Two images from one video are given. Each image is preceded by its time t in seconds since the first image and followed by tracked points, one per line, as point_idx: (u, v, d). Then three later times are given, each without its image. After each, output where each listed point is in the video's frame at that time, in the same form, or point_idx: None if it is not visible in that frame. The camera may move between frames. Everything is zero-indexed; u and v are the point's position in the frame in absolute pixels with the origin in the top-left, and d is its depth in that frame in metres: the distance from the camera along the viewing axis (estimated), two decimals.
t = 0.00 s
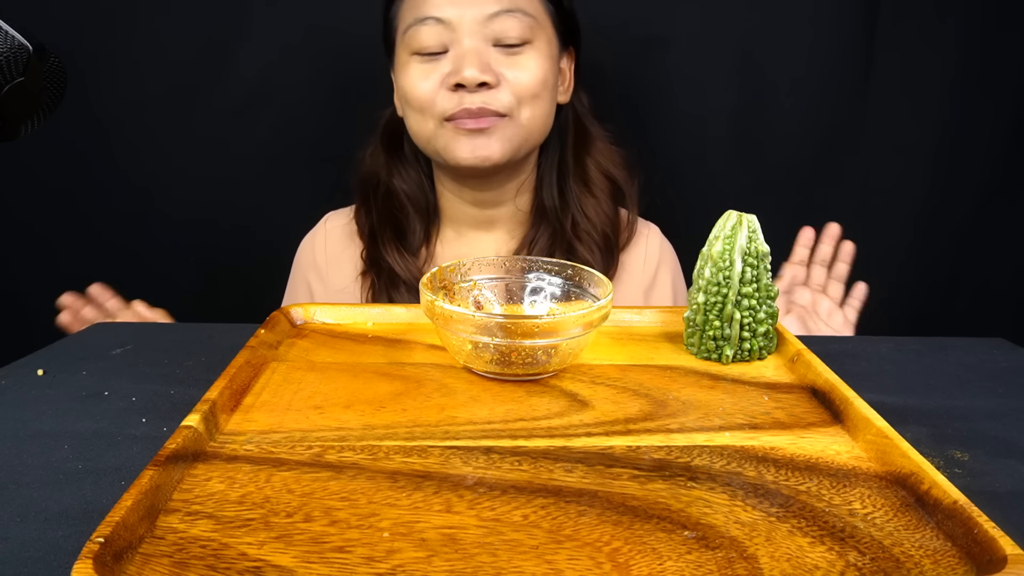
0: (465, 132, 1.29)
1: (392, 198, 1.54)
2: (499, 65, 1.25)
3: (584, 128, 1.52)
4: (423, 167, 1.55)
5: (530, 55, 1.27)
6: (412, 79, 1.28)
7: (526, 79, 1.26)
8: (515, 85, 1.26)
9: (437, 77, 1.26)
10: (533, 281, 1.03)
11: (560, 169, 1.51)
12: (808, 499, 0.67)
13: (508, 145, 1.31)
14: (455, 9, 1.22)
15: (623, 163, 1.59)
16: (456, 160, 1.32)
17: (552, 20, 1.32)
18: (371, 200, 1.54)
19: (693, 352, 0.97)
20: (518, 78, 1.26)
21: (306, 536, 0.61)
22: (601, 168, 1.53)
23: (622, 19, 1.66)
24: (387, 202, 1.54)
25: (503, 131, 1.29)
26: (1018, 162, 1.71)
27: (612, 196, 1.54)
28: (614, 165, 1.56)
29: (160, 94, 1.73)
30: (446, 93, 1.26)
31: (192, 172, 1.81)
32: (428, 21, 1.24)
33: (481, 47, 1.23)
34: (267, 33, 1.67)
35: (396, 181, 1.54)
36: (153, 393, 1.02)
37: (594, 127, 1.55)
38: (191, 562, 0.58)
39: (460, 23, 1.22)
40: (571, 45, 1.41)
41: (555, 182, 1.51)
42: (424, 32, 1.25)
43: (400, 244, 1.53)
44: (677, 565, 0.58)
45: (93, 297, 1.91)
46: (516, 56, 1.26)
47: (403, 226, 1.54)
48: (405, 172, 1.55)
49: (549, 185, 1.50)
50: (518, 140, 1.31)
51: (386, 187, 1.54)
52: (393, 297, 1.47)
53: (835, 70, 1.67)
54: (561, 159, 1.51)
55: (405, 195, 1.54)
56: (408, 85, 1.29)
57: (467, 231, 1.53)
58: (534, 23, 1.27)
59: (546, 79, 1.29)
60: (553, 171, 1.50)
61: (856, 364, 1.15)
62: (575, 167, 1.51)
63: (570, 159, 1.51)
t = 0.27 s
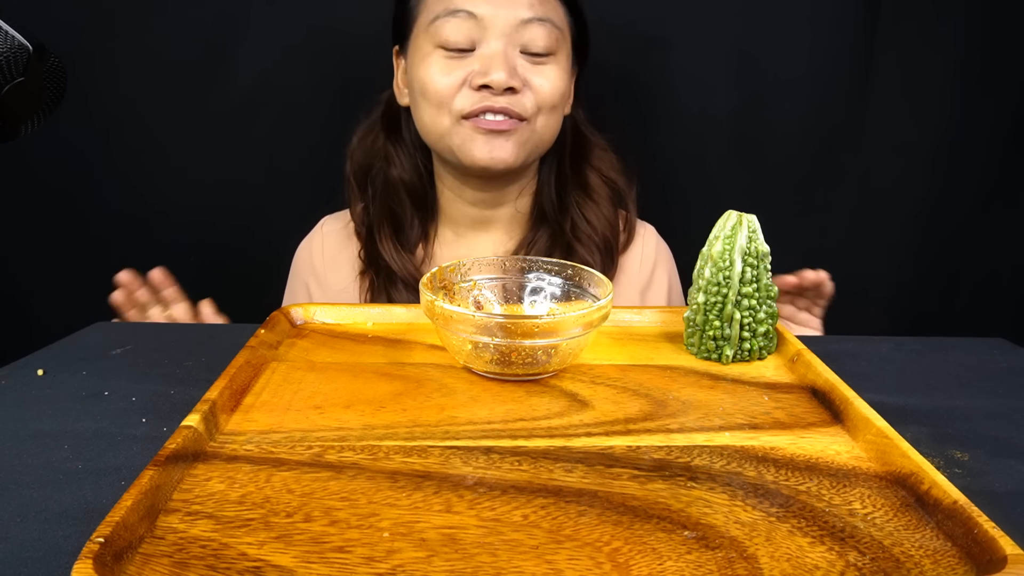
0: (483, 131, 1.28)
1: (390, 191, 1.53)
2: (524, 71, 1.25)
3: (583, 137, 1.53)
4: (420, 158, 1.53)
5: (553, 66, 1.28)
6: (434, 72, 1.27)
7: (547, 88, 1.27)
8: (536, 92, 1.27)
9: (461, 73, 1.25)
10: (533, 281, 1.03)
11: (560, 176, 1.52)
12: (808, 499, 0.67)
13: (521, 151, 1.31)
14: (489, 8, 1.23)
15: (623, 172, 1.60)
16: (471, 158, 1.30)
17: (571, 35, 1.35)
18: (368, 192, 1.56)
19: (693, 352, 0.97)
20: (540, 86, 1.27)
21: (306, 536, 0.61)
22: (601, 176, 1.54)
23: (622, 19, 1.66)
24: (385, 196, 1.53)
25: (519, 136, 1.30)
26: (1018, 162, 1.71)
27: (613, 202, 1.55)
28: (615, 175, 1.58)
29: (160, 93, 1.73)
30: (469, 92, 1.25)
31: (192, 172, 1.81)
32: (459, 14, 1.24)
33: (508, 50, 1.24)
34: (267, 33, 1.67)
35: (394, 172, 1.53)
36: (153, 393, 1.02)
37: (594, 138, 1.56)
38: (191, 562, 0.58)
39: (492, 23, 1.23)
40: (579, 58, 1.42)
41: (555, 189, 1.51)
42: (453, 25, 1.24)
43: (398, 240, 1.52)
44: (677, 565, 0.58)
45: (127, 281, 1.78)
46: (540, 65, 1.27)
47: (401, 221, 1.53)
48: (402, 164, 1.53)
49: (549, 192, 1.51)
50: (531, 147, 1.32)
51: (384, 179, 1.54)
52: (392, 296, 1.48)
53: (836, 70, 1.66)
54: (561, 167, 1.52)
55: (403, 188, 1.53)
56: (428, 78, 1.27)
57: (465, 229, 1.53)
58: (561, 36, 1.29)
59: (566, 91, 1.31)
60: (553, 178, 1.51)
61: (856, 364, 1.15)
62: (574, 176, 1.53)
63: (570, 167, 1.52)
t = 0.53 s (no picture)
0: (470, 165, 1.30)
1: (395, 198, 1.54)
2: (505, 99, 1.24)
3: (583, 127, 1.50)
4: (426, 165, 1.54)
5: (535, 85, 1.25)
6: (415, 111, 1.27)
7: (531, 110, 1.26)
8: (519, 116, 1.26)
9: (441, 112, 1.25)
10: (533, 281, 1.03)
11: (560, 170, 1.50)
12: (808, 499, 0.67)
13: (511, 174, 1.32)
14: (460, 42, 1.19)
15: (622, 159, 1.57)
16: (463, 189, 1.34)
17: (554, 39, 1.29)
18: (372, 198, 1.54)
19: (693, 352, 0.97)
20: (523, 110, 1.25)
21: (306, 536, 0.61)
22: (600, 167, 1.52)
23: (622, 19, 1.66)
24: (390, 203, 1.53)
25: (506, 162, 1.31)
26: (1018, 162, 1.71)
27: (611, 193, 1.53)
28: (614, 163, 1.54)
29: (160, 94, 1.73)
30: (452, 129, 1.26)
31: (192, 172, 1.81)
32: (431, 53, 1.21)
33: (486, 82, 1.22)
34: (267, 33, 1.67)
35: (399, 180, 1.54)
36: (153, 393, 1.02)
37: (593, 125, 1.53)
38: (191, 562, 0.58)
39: (465, 56, 1.20)
40: (575, 49, 1.39)
41: (556, 184, 1.50)
42: (427, 64, 1.22)
43: (402, 243, 1.52)
44: (677, 565, 0.58)
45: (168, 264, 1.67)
46: (521, 87, 1.24)
47: (404, 224, 1.54)
48: (407, 171, 1.54)
49: (549, 187, 1.50)
50: (521, 167, 1.33)
51: (389, 186, 1.54)
52: (395, 295, 1.48)
53: (836, 70, 1.66)
54: (561, 158, 1.50)
55: (408, 194, 1.54)
56: (411, 116, 1.28)
57: (469, 232, 1.54)
58: (541, 51, 1.24)
59: (552, 107, 1.29)
60: (553, 172, 1.50)
61: (856, 364, 1.15)
62: (574, 168, 1.50)
63: (570, 159, 1.50)
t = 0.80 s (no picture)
0: (464, 158, 1.29)
1: (388, 202, 1.54)
2: (499, 91, 1.23)
3: (582, 129, 1.51)
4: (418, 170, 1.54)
5: (530, 78, 1.25)
6: (409, 104, 1.27)
7: (525, 103, 1.25)
8: (513, 109, 1.25)
9: (435, 104, 1.24)
10: (533, 281, 1.03)
11: (558, 173, 1.50)
12: (808, 499, 0.67)
13: (506, 168, 1.31)
14: (453, 33, 1.19)
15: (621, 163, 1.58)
16: (458, 184, 1.32)
17: (550, 35, 1.29)
18: (366, 202, 1.56)
19: (693, 352, 0.97)
20: (517, 102, 1.25)
21: (306, 536, 0.61)
22: (599, 171, 1.52)
23: (622, 19, 1.66)
24: (382, 207, 1.54)
25: (501, 155, 1.30)
26: (1018, 162, 1.71)
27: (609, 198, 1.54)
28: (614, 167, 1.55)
29: (160, 94, 1.73)
30: (445, 121, 1.25)
31: (192, 172, 1.81)
32: (424, 45, 1.21)
33: (479, 74, 1.22)
34: (267, 34, 1.67)
35: (391, 184, 1.54)
36: (153, 393, 1.02)
37: (592, 128, 1.54)
38: (191, 562, 0.58)
39: (457, 48, 1.20)
40: (572, 48, 1.39)
41: (554, 188, 1.50)
42: (420, 56, 1.22)
43: (397, 248, 1.53)
44: (677, 565, 0.58)
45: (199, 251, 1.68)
46: (516, 79, 1.24)
47: (399, 229, 1.54)
48: (399, 175, 1.54)
49: (547, 192, 1.50)
50: (517, 161, 1.32)
51: (382, 190, 1.55)
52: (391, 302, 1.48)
53: (836, 70, 1.66)
54: (560, 162, 1.49)
55: (401, 199, 1.54)
56: (405, 109, 1.28)
57: (465, 235, 1.53)
58: (535, 44, 1.24)
59: (548, 101, 1.28)
60: (552, 176, 1.49)
61: (856, 364, 1.15)
62: (573, 172, 1.50)
63: (569, 163, 1.49)
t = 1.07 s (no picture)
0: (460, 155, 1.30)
1: (389, 202, 1.54)
2: (497, 90, 1.23)
3: (583, 133, 1.51)
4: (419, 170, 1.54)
5: (529, 77, 1.25)
6: (406, 99, 1.26)
7: (524, 101, 1.25)
8: (512, 107, 1.25)
9: (432, 101, 1.24)
10: (533, 281, 1.03)
11: (559, 177, 1.50)
12: (808, 499, 0.67)
13: (503, 166, 1.32)
14: (452, 30, 1.19)
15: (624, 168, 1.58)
16: (454, 180, 1.33)
17: (551, 34, 1.29)
18: (367, 202, 1.55)
19: (693, 352, 0.97)
20: (516, 101, 1.25)
21: (306, 536, 0.61)
22: (600, 174, 1.52)
23: (622, 19, 1.66)
24: (383, 207, 1.54)
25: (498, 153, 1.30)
26: (1018, 162, 1.71)
27: (611, 202, 1.53)
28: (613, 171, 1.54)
29: (160, 94, 1.73)
30: (442, 118, 1.26)
31: (192, 172, 1.81)
32: (424, 41, 1.21)
33: (478, 72, 1.22)
34: (266, 34, 1.67)
35: (392, 184, 1.54)
36: (153, 393, 1.02)
37: (594, 132, 1.54)
38: (191, 562, 0.58)
39: (457, 45, 1.20)
40: (573, 50, 1.39)
41: (554, 192, 1.50)
42: (420, 52, 1.22)
43: (397, 248, 1.53)
44: (677, 565, 0.58)
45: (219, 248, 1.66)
46: (514, 78, 1.24)
47: (400, 229, 1.54)
48: (400, 175, 1.54)
49: (548, 195, 1.50)
50: (514, 159, 1.32)
51: (383, 189, 1.54)
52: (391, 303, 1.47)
53: (836, 70, 1.66)
54: (561, 165, 1.49)
55: (402, 199, 1.54)
56: (402, 105, 1.27)
57: (465, 236, 1.53)
58: (535, 43, 1.24)
59: (547, 100, 1.28)
60: (552, 179, 1.49)
61: (856, 364, 1.15)
62: (574, 176, 1.50)
63: (570, 167, 1.50)
